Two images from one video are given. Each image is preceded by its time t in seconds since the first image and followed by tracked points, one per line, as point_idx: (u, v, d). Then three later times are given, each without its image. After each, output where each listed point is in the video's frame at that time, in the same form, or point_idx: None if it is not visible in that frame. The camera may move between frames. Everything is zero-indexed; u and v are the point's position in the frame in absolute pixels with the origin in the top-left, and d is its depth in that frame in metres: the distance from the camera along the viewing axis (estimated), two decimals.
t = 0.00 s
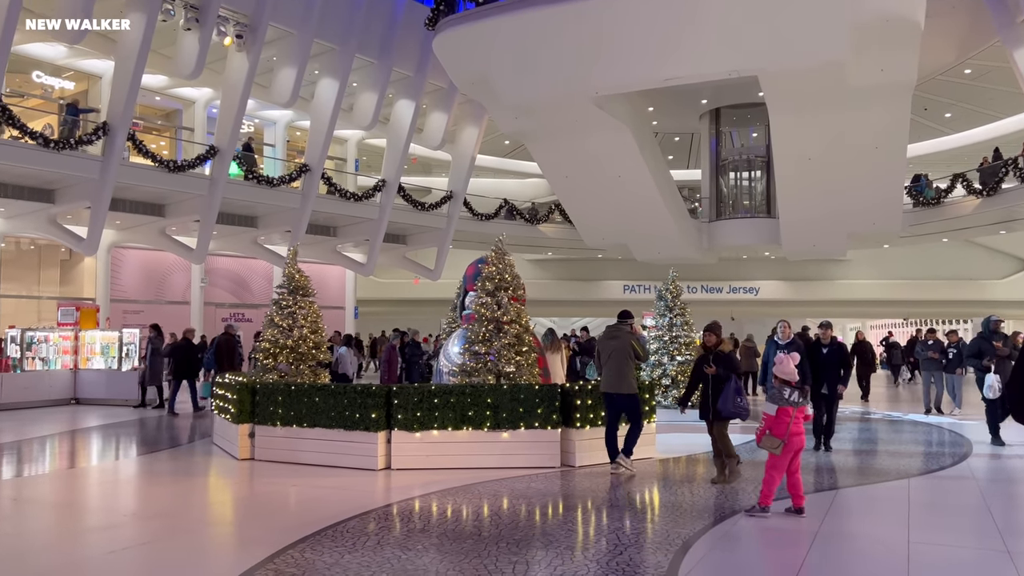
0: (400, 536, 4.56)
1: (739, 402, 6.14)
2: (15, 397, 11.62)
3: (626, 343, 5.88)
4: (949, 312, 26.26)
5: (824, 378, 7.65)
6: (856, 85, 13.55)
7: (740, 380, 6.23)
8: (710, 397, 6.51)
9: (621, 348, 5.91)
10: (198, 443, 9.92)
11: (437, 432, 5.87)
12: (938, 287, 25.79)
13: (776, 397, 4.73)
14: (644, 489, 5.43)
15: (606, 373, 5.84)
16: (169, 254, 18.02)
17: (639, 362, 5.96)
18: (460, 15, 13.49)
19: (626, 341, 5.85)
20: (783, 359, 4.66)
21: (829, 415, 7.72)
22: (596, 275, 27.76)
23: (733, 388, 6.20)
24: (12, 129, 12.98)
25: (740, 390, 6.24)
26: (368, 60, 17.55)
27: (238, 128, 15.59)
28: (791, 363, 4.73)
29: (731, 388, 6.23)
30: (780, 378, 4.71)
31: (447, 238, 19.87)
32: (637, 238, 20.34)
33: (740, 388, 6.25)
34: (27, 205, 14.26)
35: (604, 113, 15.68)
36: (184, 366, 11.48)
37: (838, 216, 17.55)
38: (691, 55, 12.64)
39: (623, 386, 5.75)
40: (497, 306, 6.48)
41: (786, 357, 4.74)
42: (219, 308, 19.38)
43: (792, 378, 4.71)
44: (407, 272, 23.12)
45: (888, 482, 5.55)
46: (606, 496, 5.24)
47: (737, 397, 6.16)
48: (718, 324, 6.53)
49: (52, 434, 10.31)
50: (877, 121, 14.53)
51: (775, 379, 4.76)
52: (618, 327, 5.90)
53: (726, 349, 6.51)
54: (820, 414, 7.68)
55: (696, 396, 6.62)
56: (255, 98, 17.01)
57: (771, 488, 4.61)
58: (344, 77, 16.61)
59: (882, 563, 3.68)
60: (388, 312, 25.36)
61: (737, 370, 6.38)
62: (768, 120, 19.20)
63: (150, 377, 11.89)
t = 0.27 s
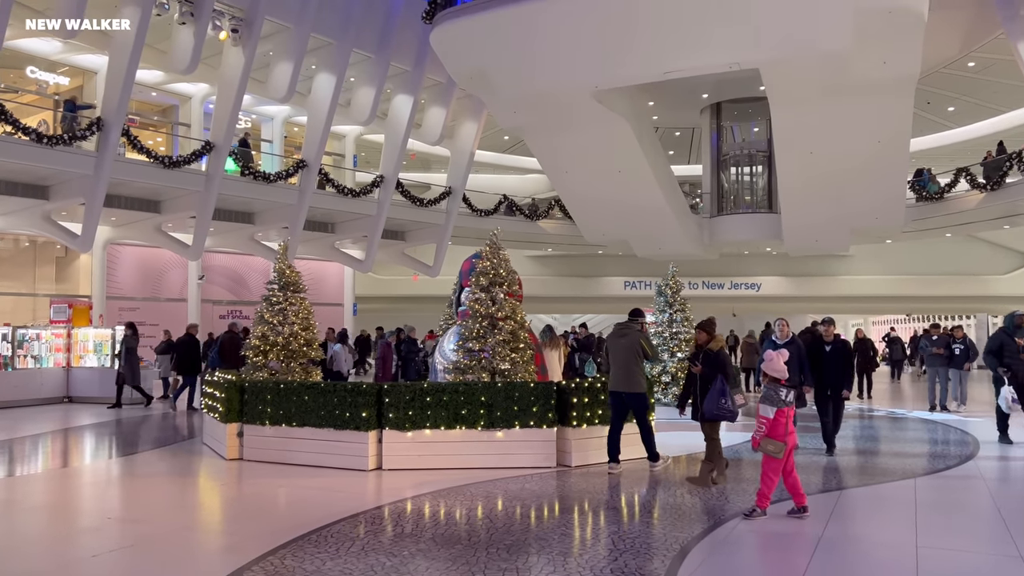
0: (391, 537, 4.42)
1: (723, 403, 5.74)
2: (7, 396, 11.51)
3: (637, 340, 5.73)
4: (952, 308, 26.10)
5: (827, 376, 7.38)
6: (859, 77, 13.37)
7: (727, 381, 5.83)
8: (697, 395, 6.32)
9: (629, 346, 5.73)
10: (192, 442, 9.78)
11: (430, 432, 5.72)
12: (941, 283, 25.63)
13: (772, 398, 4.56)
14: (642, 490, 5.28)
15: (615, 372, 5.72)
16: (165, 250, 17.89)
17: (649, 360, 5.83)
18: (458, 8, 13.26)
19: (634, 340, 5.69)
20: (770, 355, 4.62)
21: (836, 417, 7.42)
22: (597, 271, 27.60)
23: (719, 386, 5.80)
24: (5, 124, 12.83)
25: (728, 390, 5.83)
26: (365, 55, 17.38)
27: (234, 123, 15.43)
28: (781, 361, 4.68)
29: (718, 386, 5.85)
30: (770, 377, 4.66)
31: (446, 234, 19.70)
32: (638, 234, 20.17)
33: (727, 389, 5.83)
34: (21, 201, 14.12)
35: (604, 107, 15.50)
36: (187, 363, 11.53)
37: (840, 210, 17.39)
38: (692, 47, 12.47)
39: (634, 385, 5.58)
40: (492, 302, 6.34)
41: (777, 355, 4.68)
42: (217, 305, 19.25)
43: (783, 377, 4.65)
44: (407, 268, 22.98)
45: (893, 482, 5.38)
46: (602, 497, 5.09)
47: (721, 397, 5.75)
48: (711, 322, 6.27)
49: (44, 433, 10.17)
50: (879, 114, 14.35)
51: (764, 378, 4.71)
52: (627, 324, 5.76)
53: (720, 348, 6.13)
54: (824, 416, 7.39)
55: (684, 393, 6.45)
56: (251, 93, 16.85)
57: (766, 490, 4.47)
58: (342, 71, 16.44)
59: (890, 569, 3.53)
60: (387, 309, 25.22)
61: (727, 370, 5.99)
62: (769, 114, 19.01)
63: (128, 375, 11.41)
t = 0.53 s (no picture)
0: (381, 541, 4.30)
1: (704, 402, 5.55)
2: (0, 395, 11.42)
3: (654, 339, 5.67)
4: (955, 304, 25.93)
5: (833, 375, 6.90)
6: (862, 71, 13.20)
7: (711, 379, 5.58)
8: (683, 392, 6.12)
9: (646, 345, 5.67)
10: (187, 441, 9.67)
11: (422, 433, 5.60)
12: (945, 279, 25.45)
13: (762, 400, 4.40)
14: (639, 493, 5.15)
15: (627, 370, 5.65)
16: (162, 248, 17.77)
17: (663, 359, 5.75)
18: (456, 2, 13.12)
19: (651, 339, 5.64)
20: (759, 355, 4.56)
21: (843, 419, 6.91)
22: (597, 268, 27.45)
23: (702, 384, 5.58)
24: None
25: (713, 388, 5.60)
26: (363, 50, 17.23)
27: (230, 119, 15.30)
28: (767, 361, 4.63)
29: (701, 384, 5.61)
30: (758, 377, 4.57)
31: (445, 231, 19.56)
32: (638, 231, 20.02)
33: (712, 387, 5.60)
34: (15, 199, 14.01)
35: (603, 103, 15.35)
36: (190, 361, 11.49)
37: (842, 206, 17.22)
38: (692, 41, 12.31)
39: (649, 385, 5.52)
40: (487, 299, 6.20)
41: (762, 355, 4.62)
42: (215, 303, 19.15)
43: (771, 378, 4.58)
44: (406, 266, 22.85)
45: (898, 485, 5.24)
46: (599, 500, 4.97)
47: (703, 395, 5.53)
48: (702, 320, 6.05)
49: (37, 433, 10.07)
50: (882, 108, 14.18)
51: (749, 380, 4.63)
52: (644, 323, 5.69)
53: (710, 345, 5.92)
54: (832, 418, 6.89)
55: (672, 390, 6.27)
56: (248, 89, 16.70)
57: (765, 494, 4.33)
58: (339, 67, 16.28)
59: None
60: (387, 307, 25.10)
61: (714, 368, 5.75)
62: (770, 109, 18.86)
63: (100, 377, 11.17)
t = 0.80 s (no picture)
0: (367, 541, 4.17)
1: (678, 400, 5.20)
2: None
3: (659, 332, 5.70)
4: (955, 300, 25.80)
5: (840, 376, 6.17)
6: (862, 64, 13.05)
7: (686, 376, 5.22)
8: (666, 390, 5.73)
9: (651, 339, 5.69)
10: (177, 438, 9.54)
11: (412, 430, 5.48)
12: (944, 274, 25.32)
13: (758, 396, 4.37)
14: (633, 492, 5.03)
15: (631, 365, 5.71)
16: (156, 244, 17.64)
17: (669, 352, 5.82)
18: None
19: (658, 333, 5.67)
20: (748, 349, 4.52)
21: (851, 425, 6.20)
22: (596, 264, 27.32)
23: (677, 383, 5.23)
24: None
25: (691, 387, 5.23)
26: (359, 44, 17.09)
27: (225, 113, 15.15)
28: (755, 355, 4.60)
29: (678, 383, 5.27)
30: (749, 371, 4.53)
31: (443, 226, 19.41)
32: (637, 226, 19.87)
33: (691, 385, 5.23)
34: (7, 193, 13.88)
35: (601, 97, 15.21)
36: (192, 358, 11.40)
37: (841, 201, 17.07)
38: (690, 33, 12.15)
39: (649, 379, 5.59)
40: (478, 293, 6.08)
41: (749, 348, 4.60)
42: (210, 299, 19.02)
43: (760, 372, 4.56)
44: (403, 261, 22.70)
45: (899, 483, 5.11)
46: (591, 500, 4.84)
47: (677, 395, 5.21)
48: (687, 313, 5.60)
49: (27, 430, 9.94)
50: (883, 102, 14.03)
51: (738, 375, 4.60)
52: (649, 317, 5.73)
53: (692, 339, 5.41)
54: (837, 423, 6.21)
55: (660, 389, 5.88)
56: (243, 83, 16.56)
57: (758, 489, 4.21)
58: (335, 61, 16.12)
59: None
60: (384, 304, 24.95)
61: (694, 363, 5.30)
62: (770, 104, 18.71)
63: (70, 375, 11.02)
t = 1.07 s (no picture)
0: (348, 552, 4.01)
1: (645, 407, 5.08)
2: None
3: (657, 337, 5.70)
4: (954, 301, 25.67)
5: (841, 377, 5.82)
6: (860, 63, 12.91)
7: (653, 382, 5.07)
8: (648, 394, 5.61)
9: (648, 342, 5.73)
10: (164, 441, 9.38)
11: (398, 436, 5.34)
12: (943, 275, 25.19)
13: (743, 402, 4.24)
14: (625, 501, 4.89)
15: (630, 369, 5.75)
16: (149, 244, 17.50)
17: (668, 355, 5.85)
18: None
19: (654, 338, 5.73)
20: (725, 357, 4.31)
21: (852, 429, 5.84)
22: (594, 265, 27.17)
23: (645, 389, 5.09)
24: None
25: (659, 393, 5.09)
26: (353, 43, 16.93)
27: (217, 113, 15.00)
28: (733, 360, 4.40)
29: (647, 388, 5.13)
30: (727, 380, 4.35)
31: (438, 227, 19.25)
32: (634, 227, 19.71)
33: (659, 392, 5.09)
34: None
35: (598, 96, 15.06)
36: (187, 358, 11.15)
37: (840, 201, 16.91)
38: (685, 31, 12.01)
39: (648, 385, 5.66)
40: (468, 295, 5.94)
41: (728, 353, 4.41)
42: (204, 300, 18.86)
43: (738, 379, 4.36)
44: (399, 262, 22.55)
45: (900, 491, 4.95)
46: (582, 509, 4.70)
47: (644, 401, 5.09)
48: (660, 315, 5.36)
49: (14, 432, 9.78)
50: (882, 101, 13.87)
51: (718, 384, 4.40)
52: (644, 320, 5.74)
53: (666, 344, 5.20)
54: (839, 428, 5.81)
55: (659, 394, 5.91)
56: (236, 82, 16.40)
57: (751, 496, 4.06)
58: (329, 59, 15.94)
59: None
60: (380, 304, 24.80)
61: (664, 369, 5.12)
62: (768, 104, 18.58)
63: (38, 376, 10.92)
